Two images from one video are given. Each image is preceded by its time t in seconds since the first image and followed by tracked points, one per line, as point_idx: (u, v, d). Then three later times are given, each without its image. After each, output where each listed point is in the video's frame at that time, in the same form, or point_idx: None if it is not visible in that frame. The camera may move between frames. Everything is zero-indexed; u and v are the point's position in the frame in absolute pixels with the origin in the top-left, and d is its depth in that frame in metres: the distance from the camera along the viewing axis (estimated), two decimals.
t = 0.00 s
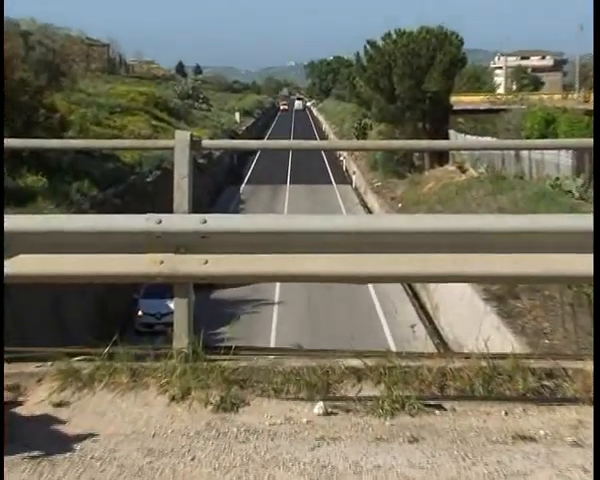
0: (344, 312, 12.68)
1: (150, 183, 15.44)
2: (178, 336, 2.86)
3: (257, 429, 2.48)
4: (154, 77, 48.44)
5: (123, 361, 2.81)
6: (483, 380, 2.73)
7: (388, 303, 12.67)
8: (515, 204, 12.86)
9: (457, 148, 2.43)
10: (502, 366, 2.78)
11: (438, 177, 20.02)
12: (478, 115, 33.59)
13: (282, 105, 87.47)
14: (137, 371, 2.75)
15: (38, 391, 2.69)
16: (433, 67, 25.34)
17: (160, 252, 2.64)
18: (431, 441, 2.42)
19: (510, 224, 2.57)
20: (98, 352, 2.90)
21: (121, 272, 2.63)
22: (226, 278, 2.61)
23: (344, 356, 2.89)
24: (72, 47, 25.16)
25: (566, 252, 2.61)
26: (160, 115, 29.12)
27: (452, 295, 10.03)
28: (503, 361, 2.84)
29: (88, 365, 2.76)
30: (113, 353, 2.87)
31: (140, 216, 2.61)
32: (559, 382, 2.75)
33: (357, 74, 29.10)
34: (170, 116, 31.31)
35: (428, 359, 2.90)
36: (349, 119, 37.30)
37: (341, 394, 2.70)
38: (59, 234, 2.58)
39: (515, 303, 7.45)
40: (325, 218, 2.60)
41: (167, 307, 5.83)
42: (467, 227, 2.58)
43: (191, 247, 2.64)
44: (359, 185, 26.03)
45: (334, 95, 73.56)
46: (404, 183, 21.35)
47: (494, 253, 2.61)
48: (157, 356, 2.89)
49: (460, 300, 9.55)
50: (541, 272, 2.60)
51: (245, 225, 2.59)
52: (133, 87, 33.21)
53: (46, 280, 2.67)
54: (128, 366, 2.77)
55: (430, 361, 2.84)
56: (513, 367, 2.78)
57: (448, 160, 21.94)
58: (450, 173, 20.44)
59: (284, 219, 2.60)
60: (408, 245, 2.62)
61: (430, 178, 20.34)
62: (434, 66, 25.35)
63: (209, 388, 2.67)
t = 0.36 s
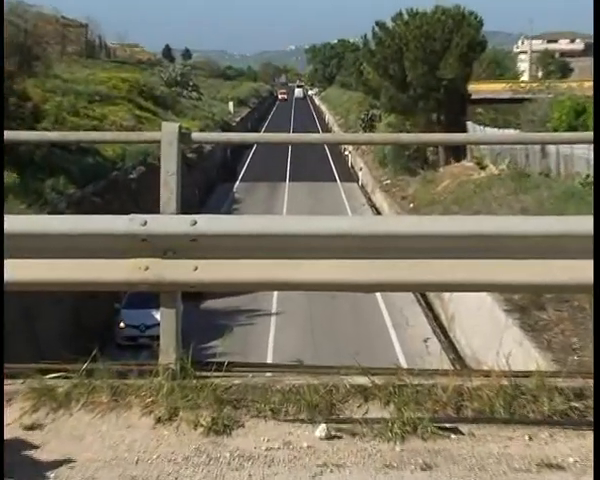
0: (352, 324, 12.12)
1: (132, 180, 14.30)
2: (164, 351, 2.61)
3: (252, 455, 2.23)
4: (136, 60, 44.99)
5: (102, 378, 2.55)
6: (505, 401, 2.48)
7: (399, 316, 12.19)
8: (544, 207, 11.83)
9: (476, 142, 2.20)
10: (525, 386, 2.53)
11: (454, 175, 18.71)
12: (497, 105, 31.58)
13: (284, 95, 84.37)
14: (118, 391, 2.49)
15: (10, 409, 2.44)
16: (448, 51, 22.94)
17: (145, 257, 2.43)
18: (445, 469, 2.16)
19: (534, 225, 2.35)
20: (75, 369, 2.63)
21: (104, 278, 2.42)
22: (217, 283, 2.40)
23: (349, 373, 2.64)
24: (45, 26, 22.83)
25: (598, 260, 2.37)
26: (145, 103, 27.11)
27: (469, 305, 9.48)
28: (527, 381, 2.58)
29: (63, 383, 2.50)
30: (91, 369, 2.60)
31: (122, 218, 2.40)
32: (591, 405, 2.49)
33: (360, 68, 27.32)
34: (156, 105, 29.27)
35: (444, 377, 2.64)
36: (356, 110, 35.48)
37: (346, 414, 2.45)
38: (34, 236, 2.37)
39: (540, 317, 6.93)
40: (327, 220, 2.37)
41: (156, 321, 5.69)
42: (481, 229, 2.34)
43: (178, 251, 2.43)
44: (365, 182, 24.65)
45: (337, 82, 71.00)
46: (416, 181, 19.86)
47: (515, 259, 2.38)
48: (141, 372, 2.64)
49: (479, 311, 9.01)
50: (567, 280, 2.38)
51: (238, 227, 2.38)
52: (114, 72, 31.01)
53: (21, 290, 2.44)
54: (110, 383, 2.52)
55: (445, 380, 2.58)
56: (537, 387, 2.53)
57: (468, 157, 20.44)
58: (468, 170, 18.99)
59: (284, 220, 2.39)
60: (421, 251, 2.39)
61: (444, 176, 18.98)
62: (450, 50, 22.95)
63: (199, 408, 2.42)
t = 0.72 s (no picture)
0: (359, 329, 11.76)
1: (113, 172, 13.52)
2: (150, 363, 2.39)
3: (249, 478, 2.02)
4: (129, 44, 43.50)
5: (82, 393, 2.34)
6: (528, 416, 2.28)
7: (410, 324, 11.88)
8: (573, 202, 11.09)
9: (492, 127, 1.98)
10: (549, 400, 2.33)
11: (471, 166, 18.01)
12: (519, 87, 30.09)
13: (283, 77, 82.02)
14: (100, 406, 2.29)
15: None
16: (465, 29, 20.02)
17: (130, 259, 2.23)
18: None
19: (554, 224, 2.17)
20: (52, 382, 2.42)
21: (85, 281, 2.22)
22: (209, 286, 2.21)
23: (355, 386, 2.42)
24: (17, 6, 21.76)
25: None
26: (125, 87, 25.51)
27: (490, 309, 9.06)
28: (553, 394, 2.36)
29: (40, 400, 2.29)
30: (71, 382, 2.40)
31: (104, 218, 2.20)
32: None
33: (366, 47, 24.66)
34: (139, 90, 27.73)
35: (459, 389, 2.42)
36: (361, 95, 34.11)
37: (352, 432, 2.24)
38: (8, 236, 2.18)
39: (568, 324, 6.57)
40: (329, 217, 2.18)
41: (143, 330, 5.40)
42: (495, 227, 2.16)
43: (167, 251, 2.23)
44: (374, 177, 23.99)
45: (339, 64, 68.92)
46: (429, 172, 19.24)
47: (534, 260, 2.20)
48: (125, 386, 2.43)
49: (499, 318, 8.62)
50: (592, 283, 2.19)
51: (232, 226, 2.18)
52: (95, 55, 29.30)
53: None
54: (92, 398, 2.31)
55: (461, 394, 2.36)
56: (565, 402, 2.33)
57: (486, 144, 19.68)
58: (487, 160, 18.19)
59: (281, 217, 2.19)
60: (432, 249, 2.19)
61: (460, 167, 18.40)
62: (466, 27, 20.05)
63: (190, 426, 2.22)
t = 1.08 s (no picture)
0: (359, 330, 11.73)
1: (110, 172, 13.58)
2: (148, 364, 2.34)
3: None
4: (127, 42, 43.32)
5: (79, 395, 2.31)
6: (531, 419, 2.25)
7: (411, 325, 11.85)
8: (576, 202, 11.05)
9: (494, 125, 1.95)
10: (553, 403, 2.30)
11: (472, 166, 17.98)
12: (520, 86, 30.13)
13: (282, 75, 81.76)
14: (97, 409, 2.26)
15: None
16: (467, 26, 20.00)
17: (126, 260, 2.20)
18: None
19: (557, 224, 2.15)
20: (48, 384, 2.39)
21: (82, 282, 2.20)
22: (208, 288, 2.18)
23: (355, 388, 2.39)
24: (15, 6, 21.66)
25: None
26: (123, 85, 25.39)
27: (491, 309, 8.99)
28: (557, 396, 2.34)
29: (36, 403, 2.26)
30: (68, 384, 2.37)
31: (101, 218, 2.17)
32: None
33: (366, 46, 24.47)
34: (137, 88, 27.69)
35: (461, 391, 2.39)
36: (361, 93, 34.05)
37: (352, 434, 2.21)
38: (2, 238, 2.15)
39: (568, 325, 6.55)
40: (329, 217, 2.15)
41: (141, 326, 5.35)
42: (497, 228, 2.14)
43: (165, 252, 2.20)
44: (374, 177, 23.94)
45: (338, 61, 68.61)
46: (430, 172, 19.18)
47: (537, 261, 2.18)
48: (122, 388, 2.40)
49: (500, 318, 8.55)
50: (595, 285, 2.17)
51: (229, 226, 2.15)
52: (91, 53, 29.14)
53: None
54: (88, 399, 2.29)
55: (463, 397, 2.33)
56: (568, 404, 2.30)
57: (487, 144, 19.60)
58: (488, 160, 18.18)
59: (280, 217, 2.16)
60: (433, 249, 2.16)
61: (462, 167, 18.41)
62: (468, 25, 20.02)
63: (188, 429, 2.20)
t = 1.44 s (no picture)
0: (360, 332, 11.71)
1: (111, 173, 13.58)
2: (148, 366, 2.34)
3: None
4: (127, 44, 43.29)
5: (79, 396, 2.31)
6: (532, 420, 2.25)
7: (411, 327, 11.84)
8: (577, 204, 11.02)
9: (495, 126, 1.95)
10: (553, 405, 2.30)
11: (473, 167, 17.97)
12: (521, 88, 30.08)
13: (283, 76, 81.71)
14: (97, 410, 2.26)
15: None
16: (467, 28, 19.98)
17: (127, 262, 2.20)
18: None
19: (557, 225, 2.14)
20: (49, 385, 2.39)
21: (82, 284, 2.20)
22: (208, 290, 2.18)
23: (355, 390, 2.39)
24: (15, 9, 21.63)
25: None
26: (123, 86, 25.40)
27: (492, 311, 8.98)
28: (557, 398, 2.34)
29: (37, 404, 2.26)
30: (68, 386, 2.37)
31: (101, 220, 2.17)
32: None
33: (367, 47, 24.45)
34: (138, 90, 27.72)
35: (461, 393, 2.39)
36: (361, 94, 34.02)
37: (352, 436, 2.21)
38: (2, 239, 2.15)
39: (569, 328, 6.54)
40: (330, 218, 2.14)
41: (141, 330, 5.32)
42: (497, 229, 2.14)
43: (165, 254, 2.20)
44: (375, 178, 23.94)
45: (339, 63, 68.61)
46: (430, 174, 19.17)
47: (539, 263, 2.17)
48: (123, 389, 2.40)
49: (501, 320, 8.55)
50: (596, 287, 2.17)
51: (230, 228, 2.15)
52: (91, 55, 29.15)
53: None
54: (89, 401, 2.29)
55: (464, 398, 2.33)
56: (568, 406, 2.30)
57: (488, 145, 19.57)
58: (489, 161, 18.16)
59: (280, 219, 2.16)
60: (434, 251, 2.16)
61: (462, 169, 18.40)
62: (469, 27, 20.00)
63: (188, 431, 2.20)
